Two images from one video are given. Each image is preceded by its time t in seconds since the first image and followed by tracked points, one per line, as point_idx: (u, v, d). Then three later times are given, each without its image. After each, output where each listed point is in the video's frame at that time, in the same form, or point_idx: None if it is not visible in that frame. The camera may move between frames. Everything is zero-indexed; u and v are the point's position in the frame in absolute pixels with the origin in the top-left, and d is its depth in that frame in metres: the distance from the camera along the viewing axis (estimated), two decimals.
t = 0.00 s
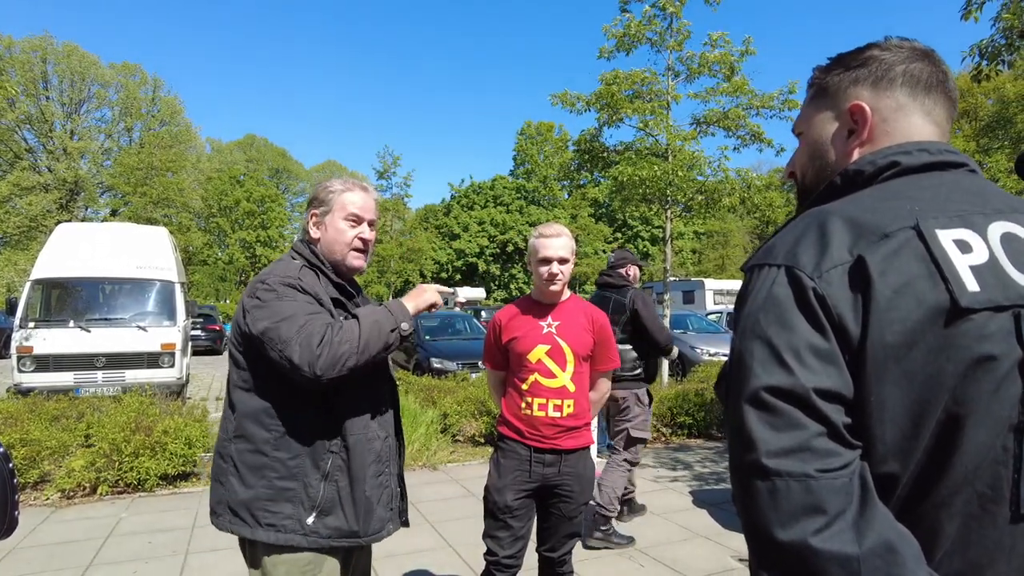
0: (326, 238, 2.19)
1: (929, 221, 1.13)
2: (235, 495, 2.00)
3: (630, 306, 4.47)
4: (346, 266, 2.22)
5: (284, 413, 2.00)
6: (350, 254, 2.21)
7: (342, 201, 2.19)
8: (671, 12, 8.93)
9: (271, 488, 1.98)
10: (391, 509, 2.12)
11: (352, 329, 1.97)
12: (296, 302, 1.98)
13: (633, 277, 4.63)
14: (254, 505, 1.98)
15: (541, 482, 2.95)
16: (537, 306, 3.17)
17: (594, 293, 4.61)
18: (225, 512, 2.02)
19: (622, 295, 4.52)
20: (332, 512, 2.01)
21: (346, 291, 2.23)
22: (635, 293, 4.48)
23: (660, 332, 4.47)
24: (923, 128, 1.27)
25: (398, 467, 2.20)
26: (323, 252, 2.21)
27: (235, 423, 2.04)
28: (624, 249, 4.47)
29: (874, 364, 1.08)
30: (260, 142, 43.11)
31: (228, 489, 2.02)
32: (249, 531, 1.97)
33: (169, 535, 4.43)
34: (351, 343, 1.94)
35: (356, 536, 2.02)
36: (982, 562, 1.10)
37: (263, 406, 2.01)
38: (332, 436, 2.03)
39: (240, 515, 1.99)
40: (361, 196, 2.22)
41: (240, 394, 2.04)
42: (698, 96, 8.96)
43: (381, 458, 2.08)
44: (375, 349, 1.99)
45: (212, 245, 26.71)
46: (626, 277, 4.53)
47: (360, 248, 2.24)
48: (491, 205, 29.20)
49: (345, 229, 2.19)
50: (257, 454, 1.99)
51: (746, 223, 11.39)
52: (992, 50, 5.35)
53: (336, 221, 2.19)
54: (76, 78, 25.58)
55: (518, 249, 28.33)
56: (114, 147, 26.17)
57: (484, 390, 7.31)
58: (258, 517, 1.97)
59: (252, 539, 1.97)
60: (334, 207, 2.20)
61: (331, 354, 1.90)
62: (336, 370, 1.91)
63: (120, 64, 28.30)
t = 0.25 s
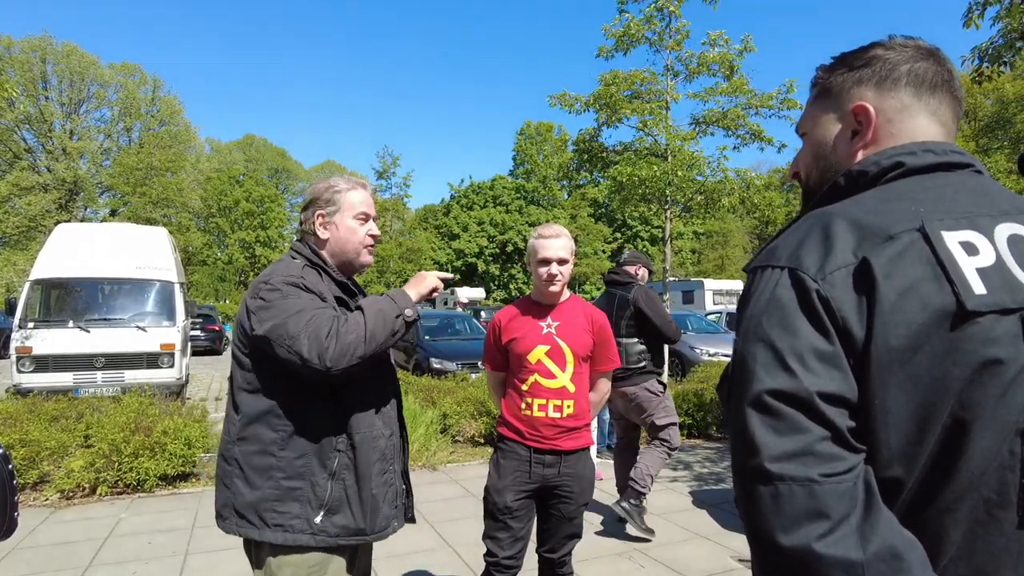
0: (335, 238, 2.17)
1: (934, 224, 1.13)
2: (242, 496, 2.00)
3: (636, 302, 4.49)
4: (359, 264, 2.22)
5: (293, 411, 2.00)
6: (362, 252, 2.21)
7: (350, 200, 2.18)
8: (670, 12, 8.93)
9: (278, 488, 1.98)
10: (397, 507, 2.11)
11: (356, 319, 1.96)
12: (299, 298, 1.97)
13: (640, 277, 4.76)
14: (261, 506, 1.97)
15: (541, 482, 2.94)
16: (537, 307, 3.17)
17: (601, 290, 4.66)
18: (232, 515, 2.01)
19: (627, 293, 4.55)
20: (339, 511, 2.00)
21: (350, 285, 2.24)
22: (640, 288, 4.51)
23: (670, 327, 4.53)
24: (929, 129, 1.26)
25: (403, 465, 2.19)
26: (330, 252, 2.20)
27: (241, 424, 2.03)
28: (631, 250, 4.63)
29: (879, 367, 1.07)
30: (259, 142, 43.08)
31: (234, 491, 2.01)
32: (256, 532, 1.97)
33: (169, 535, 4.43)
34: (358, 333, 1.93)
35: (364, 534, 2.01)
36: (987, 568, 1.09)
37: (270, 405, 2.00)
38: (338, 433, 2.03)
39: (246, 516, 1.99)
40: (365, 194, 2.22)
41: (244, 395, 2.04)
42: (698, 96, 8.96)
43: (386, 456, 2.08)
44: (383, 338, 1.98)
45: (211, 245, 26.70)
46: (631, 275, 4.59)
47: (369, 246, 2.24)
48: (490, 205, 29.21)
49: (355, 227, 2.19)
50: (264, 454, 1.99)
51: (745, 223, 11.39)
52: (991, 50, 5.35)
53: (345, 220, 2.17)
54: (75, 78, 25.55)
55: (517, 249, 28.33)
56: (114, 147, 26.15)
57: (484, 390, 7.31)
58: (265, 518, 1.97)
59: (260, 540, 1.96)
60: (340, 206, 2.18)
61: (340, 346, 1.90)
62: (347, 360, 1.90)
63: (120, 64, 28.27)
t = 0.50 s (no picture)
0: (356, 247, 2.15)
1: (937, 220, 1.11)
2: (253, 479, 1.96)
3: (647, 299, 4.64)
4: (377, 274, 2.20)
5: (322, 387, 2.01)
6: (382, 262, 2.19)
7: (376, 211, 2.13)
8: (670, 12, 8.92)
9: (290, 472, 1.96)
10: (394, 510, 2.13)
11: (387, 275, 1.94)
12: (326, 275, 1.97)
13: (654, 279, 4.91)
14: (271, 490, 1.95)
15: (540, 482, 2.93)
16: (536, 307, 3.16)
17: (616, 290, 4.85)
18: (240, 504, 1.97)
19: (640, 291, 4.69)
20: (345, 503, 1.99)
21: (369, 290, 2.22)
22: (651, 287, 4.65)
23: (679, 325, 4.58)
24: (933, 125, 1.25)
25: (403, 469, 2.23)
26: (351, 260, 2.17)
27: (262, 405, 1.99)
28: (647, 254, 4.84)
29: (880, 365, 1.06)
30: (259, 142, 43.06)
31: (243, 474, 1.98)
32: (263, 517, 1.93)
33: (168, 535, 4.42)
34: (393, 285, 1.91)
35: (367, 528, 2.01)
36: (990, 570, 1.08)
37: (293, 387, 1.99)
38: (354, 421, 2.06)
39: (254, 500, 1.95)
40: (391, 203, 2.17)
41: (261, 379, 2.01)
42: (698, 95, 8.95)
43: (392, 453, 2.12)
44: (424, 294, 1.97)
45: (210, 245, 26.68)
46: (645, 274, 4.73)
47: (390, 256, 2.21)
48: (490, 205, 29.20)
49: (378, 236, 2.15)
50: (279, 437, 1.98)
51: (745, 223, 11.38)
52: (991, 49, 5.34)
53: (369, 230, 2.14)
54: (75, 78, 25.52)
55: (517, 249, 28.31)
56: (113, 147, 26.13)
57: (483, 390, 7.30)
58: (273, 503, 1.94)
59: (265, 524, 1.93)
60: (365, 214, 2.14)
61: (381, 306, 1.88)
62: (389, 318, 1.89)
63: (119, 64, 28.25)
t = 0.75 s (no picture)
0: (360, 252, 2.15)
1: (935, 221, 1.11)
2: (247, 495, 1.96)
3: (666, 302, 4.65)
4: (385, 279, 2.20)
5: (324, 408, 1.99)
6: (389, 268, 2.18)
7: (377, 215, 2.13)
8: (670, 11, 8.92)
9: (286, 491, 1.96)
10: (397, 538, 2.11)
11: (398, 310, 1.96)
12: (338, 299, 1.96)
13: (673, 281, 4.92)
14: (266, 508, 1.95)
15: (538, 482, 2.93)
16: (535, 308, 3.16)
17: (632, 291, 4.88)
18: (233, 514, 1.98)
19: (658, 294, 4.71)
20: (341, 527, 1.99)
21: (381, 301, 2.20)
22: (671, 291, 4.68)
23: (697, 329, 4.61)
24: (935, 126, 1.25)
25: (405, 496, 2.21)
26: (357, 265, 2.17)
27: (262, 419, 1.98)
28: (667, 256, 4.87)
29: (877, 367, 1.06)
30: (258, 142, 43.04)
31: (238, 488, 1.98)
32: (255, 533, 1.94)
33: (167, 536, 4.41)
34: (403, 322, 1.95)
35: (358, 557, 2.00)
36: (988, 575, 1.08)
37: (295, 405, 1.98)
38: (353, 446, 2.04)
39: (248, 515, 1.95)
40: (396, 206, 2.17)
41: (262, 392, 2.00)
42: (697, 95, 8.95)
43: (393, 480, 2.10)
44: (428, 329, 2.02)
45: (210, 245, 26.67)
46: (664, 276, 4.72)
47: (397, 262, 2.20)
48: (489, 205, 29.20)
49: (384, 240, 2.15)
50: (277, 455, 1.97)
51: (745, 223, 11.37)
52: (989, 48, 5.33)
53: (375, 233, 2.14)
54: (74, 78, 25.53)
55: (517, 249, 28.31)
56: (112, 147, 26.16)
57: (483, 390, 7.29)
58: (266, 520, 1.94)
59: (258, 541, 1.93)
60: (370, 217, 2.14)
61: (392, 340, 1.92)
62: (399, 352, 1.94)
63: (118, 64, 28.23)
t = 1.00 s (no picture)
0: (366, 267, 2.16)
1: (931, 224, 1.11)
2: (250, 505, 1.97)
3: (694, 303, 4.59)
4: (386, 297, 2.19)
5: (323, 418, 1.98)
6: (391, 286, 2.18)
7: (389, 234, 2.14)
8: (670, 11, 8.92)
9: (288, 502, 1.96)
10: (408, 552, 2.08)
11: (407, 328, 1.91)
12: (345, 311, 1.94)
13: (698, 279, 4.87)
14: (268, 518, 1.95)
15: (537, 483, 2.93)
16: (534, 309, 3.16)
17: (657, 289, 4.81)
18: (230, 521, 1.98)
19: (686, 294, 4.65)
20: (345, 541, 1.96)
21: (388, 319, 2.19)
22: (699, 291, 4.62)
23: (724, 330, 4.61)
24: (930, 124, 1.25)
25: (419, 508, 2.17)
26: (362, 279, 2.18)
27: (261, 425, 1.99)
28: (695, 253, 4.78)
29: (873, 372, 1.06)
30: (258, 142, 43.04)
31: (238, 497, 1.99)
32: (260, 544, 1.95)
33: (166, 537, 4.41)
34: (410, 342, 1.89)
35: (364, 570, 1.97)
36: None
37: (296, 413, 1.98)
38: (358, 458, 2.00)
39: (250, 524, 1.96)
40: (410, 228, 2.17)
41: (261, 399, 2.01)
42: (697, 95, 8.95)
43: (400, 492, 2.07)
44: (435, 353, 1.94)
45: (209, 245, 26.67)
46: (691, 277, 4.66)
47: (402, 281, 2.20)
48: (489, 205, 29.22)
49: (389, 259, 2.15)
50: (278, 464, 1.98)
51: (745, 223, 11.37)
52: (988, 49, 5.34)
53: (381, 251, 2.14)
54: (73, 78, 25.52)
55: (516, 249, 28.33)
56: (112, 147, 26.16)
57: (482, 390, 7.29)
58: (271, 530, 1.95)
59: (262, 551, 1.94)
60: (380, 235, 2.15)
61: (395, 359, 1.87)
62: (401, 372, 1.88)
63: (118, 64, 28.22)
